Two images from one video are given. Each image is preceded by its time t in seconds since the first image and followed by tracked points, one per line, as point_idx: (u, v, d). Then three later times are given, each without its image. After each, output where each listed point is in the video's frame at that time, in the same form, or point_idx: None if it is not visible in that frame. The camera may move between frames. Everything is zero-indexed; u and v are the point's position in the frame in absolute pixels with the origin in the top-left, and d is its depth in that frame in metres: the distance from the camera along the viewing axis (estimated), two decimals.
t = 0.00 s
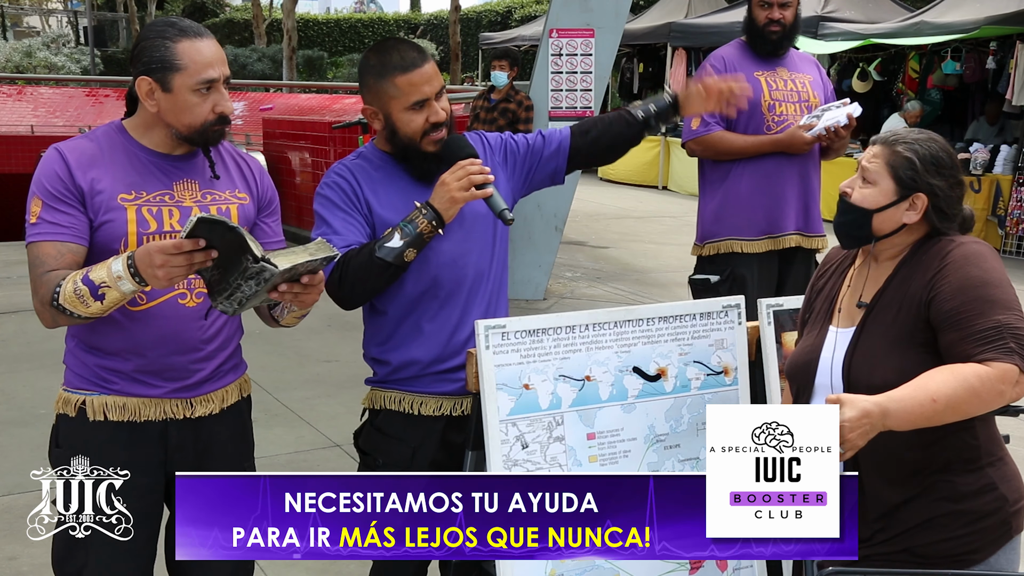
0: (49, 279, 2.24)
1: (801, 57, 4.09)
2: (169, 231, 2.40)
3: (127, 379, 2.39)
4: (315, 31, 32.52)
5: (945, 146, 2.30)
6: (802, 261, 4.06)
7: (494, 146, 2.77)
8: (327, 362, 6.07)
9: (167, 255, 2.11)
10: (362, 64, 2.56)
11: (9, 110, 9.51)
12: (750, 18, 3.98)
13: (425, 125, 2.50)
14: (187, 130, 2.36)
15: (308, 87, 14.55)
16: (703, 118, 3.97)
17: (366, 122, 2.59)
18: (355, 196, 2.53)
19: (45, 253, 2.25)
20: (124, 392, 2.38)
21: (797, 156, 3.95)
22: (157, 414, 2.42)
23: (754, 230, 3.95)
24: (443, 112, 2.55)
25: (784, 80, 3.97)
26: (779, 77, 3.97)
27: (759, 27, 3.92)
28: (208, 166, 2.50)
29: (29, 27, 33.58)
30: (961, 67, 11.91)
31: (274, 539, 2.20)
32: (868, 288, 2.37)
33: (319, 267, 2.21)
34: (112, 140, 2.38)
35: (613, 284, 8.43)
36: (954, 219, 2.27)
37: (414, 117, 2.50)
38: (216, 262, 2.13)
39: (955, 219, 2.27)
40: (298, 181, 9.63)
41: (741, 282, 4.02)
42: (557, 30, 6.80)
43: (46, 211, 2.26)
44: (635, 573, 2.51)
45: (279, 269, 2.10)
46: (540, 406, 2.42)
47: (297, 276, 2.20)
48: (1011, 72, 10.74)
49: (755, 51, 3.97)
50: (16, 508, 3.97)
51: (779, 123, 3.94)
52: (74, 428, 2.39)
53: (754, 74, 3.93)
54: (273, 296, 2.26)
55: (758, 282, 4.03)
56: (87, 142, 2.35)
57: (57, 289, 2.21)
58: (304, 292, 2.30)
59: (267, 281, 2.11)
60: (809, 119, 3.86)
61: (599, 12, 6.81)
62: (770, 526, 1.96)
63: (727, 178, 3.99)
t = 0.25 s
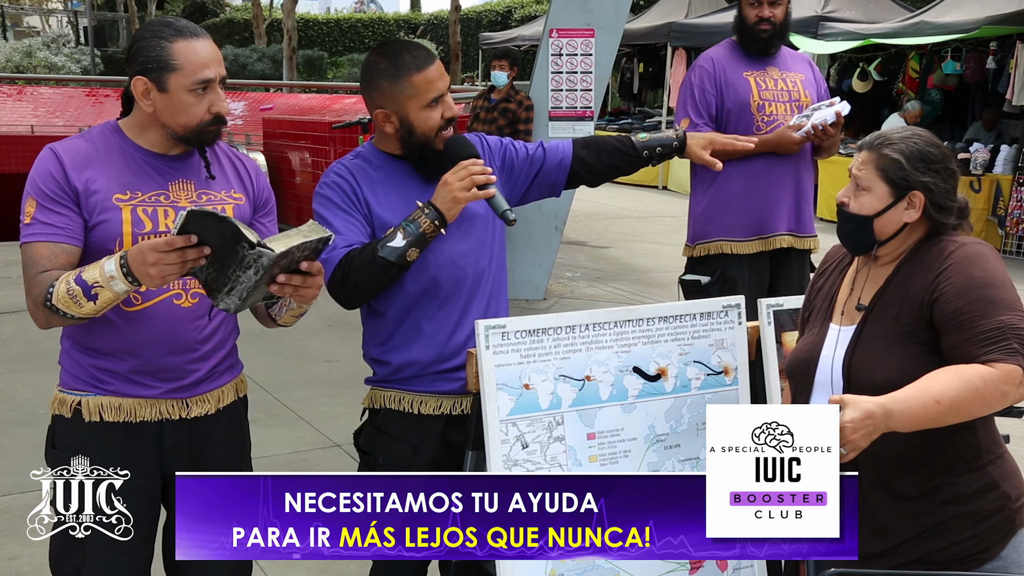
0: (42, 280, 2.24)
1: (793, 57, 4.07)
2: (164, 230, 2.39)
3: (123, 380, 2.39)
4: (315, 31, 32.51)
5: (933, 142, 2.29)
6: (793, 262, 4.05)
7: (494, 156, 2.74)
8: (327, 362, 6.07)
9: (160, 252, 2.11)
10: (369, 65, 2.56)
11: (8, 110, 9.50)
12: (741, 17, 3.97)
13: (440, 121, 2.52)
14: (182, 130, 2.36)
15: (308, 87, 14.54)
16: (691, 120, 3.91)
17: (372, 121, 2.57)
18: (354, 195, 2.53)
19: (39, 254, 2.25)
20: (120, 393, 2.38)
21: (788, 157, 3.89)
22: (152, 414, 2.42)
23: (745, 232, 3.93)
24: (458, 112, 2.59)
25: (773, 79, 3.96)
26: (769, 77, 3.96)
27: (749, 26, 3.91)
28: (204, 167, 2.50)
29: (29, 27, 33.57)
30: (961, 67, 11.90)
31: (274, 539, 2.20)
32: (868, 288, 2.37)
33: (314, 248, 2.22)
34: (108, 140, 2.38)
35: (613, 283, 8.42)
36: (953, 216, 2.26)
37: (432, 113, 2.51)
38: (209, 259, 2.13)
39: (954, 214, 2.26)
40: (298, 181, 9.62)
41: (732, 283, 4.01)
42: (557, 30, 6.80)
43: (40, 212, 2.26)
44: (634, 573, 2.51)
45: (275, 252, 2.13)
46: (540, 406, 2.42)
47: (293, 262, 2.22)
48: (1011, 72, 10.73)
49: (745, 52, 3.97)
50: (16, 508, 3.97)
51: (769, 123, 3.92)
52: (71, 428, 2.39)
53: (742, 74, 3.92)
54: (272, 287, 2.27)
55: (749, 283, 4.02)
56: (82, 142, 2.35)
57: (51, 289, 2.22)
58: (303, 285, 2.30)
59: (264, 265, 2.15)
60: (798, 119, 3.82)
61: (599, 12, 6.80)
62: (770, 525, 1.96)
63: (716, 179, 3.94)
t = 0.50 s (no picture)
0: (39, 280, 2.24)
1: (787, 57, 4.06)
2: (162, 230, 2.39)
3: (120, 380, 2.39)
4: (315, 31, 32.52)
5: (931, 141, 2.29)
6: (789, 263, 4.03)
7: (493, 152, 2.76)
8: (327, 362, 6.06)
9: (156, 248, 2.13)
10: (370, 63, 2.56)
11: (8, 110, 9.51)
12: (734, 17, 3.96)
13: (442, 118, 2.52)
14: (180, 130, 2.36)
15: (308, 88, 14.54)
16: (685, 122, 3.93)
17: (373, 118, 2.57)
18: (358, 193, 2.52)
19: (36, 254, 2.25)
20: (117, 393, 2.38)
21: (782, 157, 3.90)
22: (150, 415, 2.42)
23: (739, 233, 3.93)
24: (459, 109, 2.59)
25: (767, 80, 3.95)
26: (763, 77, 3.95)
27: (743, 25, 3.91)
28: (201, 167, 2.50)
29: (30, 27, 33.58)
30: (961, 67, 11.89)
31: (274, 539, 2.20)
32: (868, 290, 2.36)
33: (309, 247, 2.21)
34: (105, 140, 2.37)
35: (613, 283, 8.42)
36: (953, 214, 2.25)
37: (433, 109, 2.51)
38: (206, 256, 2.15)
39: (953, 214, 2.26)
40: (298, 182, 9.62)
41: (725, 285, 4.01)
42: (557, 30, 6.80)
43: (38, 212, 2.26)
44: (634, 573, 2.51)
45: (270, 251, 2.13)
46: (540, 406, 2.41)
47: (288, 261, 2.23)
48: (1011, 72, 10.73)
49: (740, 52, 3.96)
50: (16, 507, 3.97)
51: (763, 123, 3.91)
52: (70, 428, 2.39)
53: (736, 74, 3.92)
54: (267, 291, 2.29)
55: (743, 285, 4.00)
56: (80, 142, 2.35)
57: (47, 289, 2.22)
58: (297, 283, 2.32)
59: (259, 265, 2.15)
60: (792, 119, 3.84)
61: (599, 11, 6.80)
62: (769, 525, 1.96)
63: (710, 179, 3.93)
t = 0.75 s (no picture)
0: (40, 280, 2.24)
1: (785, 57, 4.06)
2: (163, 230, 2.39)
3: (121, 380, 2.39)
4: (315, 31, 32.53)
5: (930, 141, 2.29)
6: (787, 263, 4.02)
7: (493, 150, 2.78)
8: (327, 361, 6.06)
9: (156, 247, 2.12)
10: (368, 62, 2.56)
11: (8, 110, 9.51)
12: (732, 17, 3.96)
13: (440, 115, 2.53)
14: (183, 130, 2.36)
15: (308, 88, 14.54)
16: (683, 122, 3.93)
17: (372, 119, 2.57)
18: (358, 193, 2.52)
19: (38, 254, 2.25)
20: (118, 392, 2.38)
21: (780, 158, 3.90)
22: (150, 414, 2.42)
23: (736, 234, 3.92)
24: (457, 107, 2.60)
25: (766, 80, 3.96)
26: (762, 77, 3.95)
27: (742, 24, 3.90)
28: (204, 166, 2.50)
29: (30, 27, 33.59)
30: (961, 67, 11.89)
31: (274, 539, 2.20)
32: (869, 293, 2.35)
33: (311, 253, 2.22)
34: (107, 140, 2.37)
35: (613, 283, 8.42)
36: (953, 213, 2.25)
37: (431, 105, 2.51)
38: (205, 255, 2.16)
39: (954, 214, 2.25)
40: (298, 181, 9.63)
41: (723, 285, 4.01)
42: (557, 30, 6.80)
43: (39, 212, 2.27)
44: (634, 573, 2.52)
45: (269, 252, 2.11)
46: (540, 406, 2.41)
47: (288, 266, 2.23)
48: (1011, 72, 10.73)
49: (738, 52, 3.96)
50: (16, 507, 3.97)
51: (761, 124, 3.89)
52: (70, 428, 2.39)
53: (735, 74, 3.92)
54: (267, 291, 2.28)
55: (741, 285, 4.00)
56: (81, 142, 2.35)
57: (48, 289, 2.22)
58: (298, 287, 2.31)
59: (258, 265, 2.13)
60: (791, 120, 3.85)
61: (599, 12, 6.80)
62: (769, 526, 1.96)
63: (708, 179, 3.93)
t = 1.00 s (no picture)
0: (44, 280, 2.24)
1: (785, 57, 4.06)
2: (167, 230, 2.39)
3: (124, 380, 2.39)
4: (315, 31, 32.53)
5: (934, 140, 2.28)
6: (787, 263, 4.02)
7: (493, 150, 2.77)
8: (327, 362, 6.06)
9: (159, 251, 2.13)
10: (365, 63, 2.56)
11: (8, 110, 9.50)
12: (732, 17, 3.96)
13: (441, 113, 2.53)
14: (188, 130, 2.36)
15: (308, 88, 14.53)
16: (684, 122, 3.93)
17: (371, 118, 2.57)
18: (358, 194, 2.52)
19: (40, 254, 2.25)
20: (121, 392, 2.38)
21: (780, 158, 3.90)
22: (152, 413, 2.42)
23: (737, 234, 3.92)
24: (456, 106, 2.60)
25: (766, 80, 3.96)
26: (762, 77, 3.96)
27: (741, 25, 3.90)
28: (207, 166, 2.51)
29: (30, 27, 33.59)
30: (961, 67, 11.89)
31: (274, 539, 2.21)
32: (873, 296, 2.32)
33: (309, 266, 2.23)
34: (110, 140, 2.37)
35: (613, 283, 8.42)
36: (956, 212, 2.23)
37: (431, 104, 2.52)
38: (209, 260, 2.16)
39: (957, 215, 2.24)
40: (298, 181, 9.63)
41: (723, 285, 4.01)
42: (557, 30, 6.80)
43: (42, 212, 2.26)
44: (635, 573, 2.49)
45: (269, 266, 2.13)
46: (540, 406, 2.40)
47: (288, 275, 2.24)
48: (1011, 72, 10.73)
49: (738, 52, 3.96)
50: (16, 508, 3.97)
51: (762, 124, 3.89)
52: (72, 427, 2.39)
53: (736, 74, 3.92)
54: (266, 298, 2.30)
55: (741, 285, 4.00)
56: (85, 142, 2.35)
57: (52, 289, 2.22)
58: (297, 294, 2.34)
59: (258, 277, 2.14)
60: (793, 122, 3.85)
61: (599, 11, 6.80)
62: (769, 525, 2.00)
63: (708, 180, 3.93)
